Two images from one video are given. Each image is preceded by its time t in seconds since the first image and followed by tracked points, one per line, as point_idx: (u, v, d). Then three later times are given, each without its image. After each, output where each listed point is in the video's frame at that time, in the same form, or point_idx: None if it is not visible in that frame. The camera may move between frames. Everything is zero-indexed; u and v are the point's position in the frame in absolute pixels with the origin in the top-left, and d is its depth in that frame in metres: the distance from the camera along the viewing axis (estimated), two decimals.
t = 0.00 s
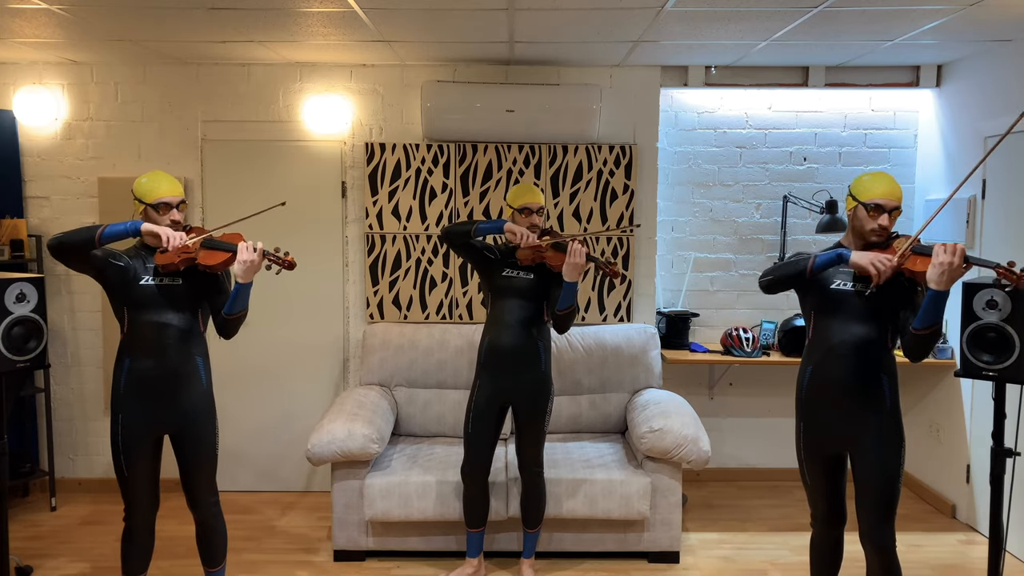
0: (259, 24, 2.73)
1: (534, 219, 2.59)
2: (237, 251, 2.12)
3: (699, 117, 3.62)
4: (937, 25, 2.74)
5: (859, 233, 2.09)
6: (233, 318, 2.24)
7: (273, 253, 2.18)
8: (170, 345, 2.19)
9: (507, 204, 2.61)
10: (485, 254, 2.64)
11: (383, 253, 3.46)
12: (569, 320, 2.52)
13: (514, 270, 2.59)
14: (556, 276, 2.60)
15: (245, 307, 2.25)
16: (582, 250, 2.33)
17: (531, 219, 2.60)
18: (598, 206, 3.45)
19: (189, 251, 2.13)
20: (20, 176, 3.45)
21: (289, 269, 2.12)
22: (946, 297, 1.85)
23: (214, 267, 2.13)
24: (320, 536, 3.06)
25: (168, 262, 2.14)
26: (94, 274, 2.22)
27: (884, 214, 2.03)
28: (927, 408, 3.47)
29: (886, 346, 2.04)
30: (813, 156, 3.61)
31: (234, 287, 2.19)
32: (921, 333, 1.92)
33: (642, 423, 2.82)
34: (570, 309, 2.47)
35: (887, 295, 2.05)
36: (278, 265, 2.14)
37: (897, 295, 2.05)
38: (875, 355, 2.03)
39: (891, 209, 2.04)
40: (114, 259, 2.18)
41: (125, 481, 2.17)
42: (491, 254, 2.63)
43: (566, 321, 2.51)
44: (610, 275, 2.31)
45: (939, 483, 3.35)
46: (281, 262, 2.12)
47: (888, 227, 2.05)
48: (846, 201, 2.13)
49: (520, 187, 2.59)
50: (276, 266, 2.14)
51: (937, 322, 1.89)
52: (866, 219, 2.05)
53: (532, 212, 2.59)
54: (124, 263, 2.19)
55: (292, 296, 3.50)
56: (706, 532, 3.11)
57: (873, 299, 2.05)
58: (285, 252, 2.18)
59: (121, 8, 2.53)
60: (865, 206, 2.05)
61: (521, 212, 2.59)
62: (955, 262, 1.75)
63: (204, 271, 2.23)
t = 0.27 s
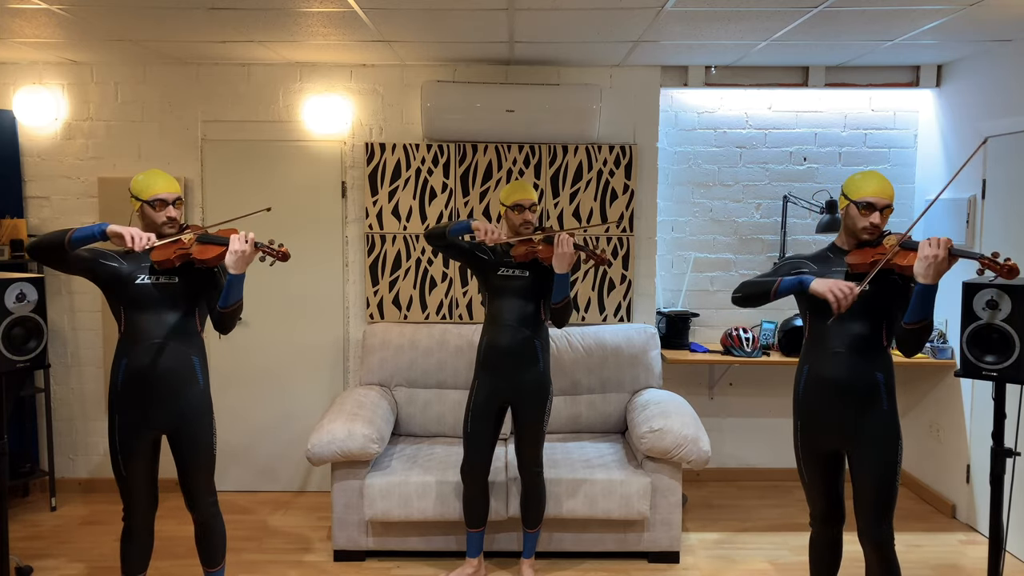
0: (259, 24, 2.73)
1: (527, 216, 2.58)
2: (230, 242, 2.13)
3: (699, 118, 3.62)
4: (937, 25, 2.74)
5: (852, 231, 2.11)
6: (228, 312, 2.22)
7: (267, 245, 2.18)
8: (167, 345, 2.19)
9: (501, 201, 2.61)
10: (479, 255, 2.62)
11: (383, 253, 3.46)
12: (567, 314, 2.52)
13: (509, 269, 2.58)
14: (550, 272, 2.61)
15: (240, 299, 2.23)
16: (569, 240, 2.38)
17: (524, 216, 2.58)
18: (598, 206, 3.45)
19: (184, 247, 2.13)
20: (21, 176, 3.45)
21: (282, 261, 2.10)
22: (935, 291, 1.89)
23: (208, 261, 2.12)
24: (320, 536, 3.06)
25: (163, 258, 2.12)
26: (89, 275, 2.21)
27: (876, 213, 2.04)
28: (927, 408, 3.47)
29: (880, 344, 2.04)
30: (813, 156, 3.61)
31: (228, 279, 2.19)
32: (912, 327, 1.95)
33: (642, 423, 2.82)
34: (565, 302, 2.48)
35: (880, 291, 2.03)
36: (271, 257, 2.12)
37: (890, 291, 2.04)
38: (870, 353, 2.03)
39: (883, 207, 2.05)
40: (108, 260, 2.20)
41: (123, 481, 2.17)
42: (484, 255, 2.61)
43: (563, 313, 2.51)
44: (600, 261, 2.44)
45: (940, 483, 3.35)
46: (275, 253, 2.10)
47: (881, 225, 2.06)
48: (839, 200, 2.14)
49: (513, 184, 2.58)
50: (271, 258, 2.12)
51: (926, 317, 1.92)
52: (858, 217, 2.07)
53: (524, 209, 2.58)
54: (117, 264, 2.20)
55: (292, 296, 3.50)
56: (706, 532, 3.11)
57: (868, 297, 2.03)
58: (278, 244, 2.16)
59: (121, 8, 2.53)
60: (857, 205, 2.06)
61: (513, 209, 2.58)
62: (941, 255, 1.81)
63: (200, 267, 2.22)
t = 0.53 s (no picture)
0: (260, 24, 2.73)
1: (521, 214, 2.58)
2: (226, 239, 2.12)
3: (699, 117, 3.62)
4: (938, 25, 2.74)
5: (842, 231, 2.12)
6: (225, 307, 2.23)
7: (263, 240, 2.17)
8: (167, 345, 2.19)
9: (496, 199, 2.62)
10: (473, 255, 2.62)
11: (383, 253, 3.46)
12: (560, 309, 2.51)
13: (505, 268, 2.58)
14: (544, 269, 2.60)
15: (237, 295, 2.23)
16: (559, 234, 2.34)
17: (518, 214, 2.58)
18: (598, 206, 3.45)
19: (182, 245, 2.13)
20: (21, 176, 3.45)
21: (279, 256, 2.09)
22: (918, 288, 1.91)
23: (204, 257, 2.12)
24: (320, 536, 3.06)
25: (163, 258, 2.13)
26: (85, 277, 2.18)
27: (865, 212, 2.05)
28: (927, 408, 3.48)
29: (877, 342, 2.04)
30: (813, 156, 3.61)
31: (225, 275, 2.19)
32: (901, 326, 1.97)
33: (642, 423, 2.82)
34: (558, 298, 2.47)
35: (872, 288, 2.03)
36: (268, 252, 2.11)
37: (882, 290, 2.04)
38: (866, 352, 2.03)
39: (872, 206, 2.06)
40: (104, 261, 2.17)
41: (124, 481, 2.18)
42: (478, 256, 2.62)
43: (557, 309, 2.51)
44: (586, 256, 2.30)
45: (940, 483, 3.35)
46: (271, 249, 2.10)
47: (870, 224, 2.07)
48: (830, 201, 2.15)
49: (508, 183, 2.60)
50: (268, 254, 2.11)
51: (913, 314, 1.93)
52: (848, 216, 2.08)
53: (519, 207, 2.58)
54: (116, 265, 2.18)
55: (292, 295, 3.50)
56: (706, 532, 3.11)
57: (860, 295, 2.04)
58: (275, 239, 2.16)
59: (121, 8, 2.53)
60: (847, 204, 2.07)
61: (508, 206, 2.58)
62: (921, 254, 1.81)
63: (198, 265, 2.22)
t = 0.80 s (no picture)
0: (260, 24, 2.73)
1: (517, 214, 2.58)
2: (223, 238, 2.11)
3: (699, 118, 3.62)
4: (938, 25, 2.74)
5: (836, 230, 2.12)
6: (222, 307, 2.22)
7: (259, 239, 2.16)
8: (169, 345, 2.19)
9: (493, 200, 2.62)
10: (469, 258, 2.64)
11: (383, 253, 3.46)
12: (554, 308, 2.48)
13: (504, 268, 2.58)
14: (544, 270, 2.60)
15: (235, 294, 2.22)
16: (549, 233, 2.33)
17: (514, 213, 2.58)
18: (599, 206, 3.45)
19: (182, 245, 2.14)
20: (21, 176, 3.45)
21: (274, 256, 2.07)
22: (905, 284, 1.89)
23: (202, 257, 2.12)
24: (320, 536, 3.06)
25: (163, 258, 2.14)
26: (86, 278, 2.19)
27: (857, 211, 2.05)
28: (927, 408, 3.48)
29: (875, 342, 2.04)
30: (813, 156, 3.61)
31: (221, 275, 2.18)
32: (891, 323, 1.95)
33: (641, 423, 2.82)
34: (550, 297, 2.44)
35: (867, 288, 2.03)
36: (263, 251, 2.10)
37: (877, 290, 2.03)
38: (864, 351, 2.03)
39: (865, 206, 2.06)
40: (107, 262, 2.19)
41: (124, 481, 2.17)
42: (475, 258, 2.64)
43: (551, 309, 2.47)
44: (576, 254, 2.30)
45: (940, 483, 3.35)
46: (266, 248, 2.08)
47: (863, 223, 2.07)
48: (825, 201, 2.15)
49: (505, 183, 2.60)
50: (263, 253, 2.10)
51: (902, 312, 1.92)
52: (840, 216, 2.08)
53: (515, 207, 2.58)
54: (118, 266, 2.20)
55: (293, 295, 3.50)
56: (706, 532, 3.11)
57: (856, 295, 2.04)
58: (271, 238, 2.15)
59: (121, 8, 2.53)
60: (839, 204, 2.07)
61: (504, 206, 2.58)
62: (904, 251, 1.81)
63: (198, 265, 2.22)
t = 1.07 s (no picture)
0: (260, 24, 2.73)
1: (518, 217, 2.58)
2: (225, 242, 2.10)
3: (699, 118, 3.62)
4: (938, 25, 2.74)
5: (838, 232, 2.12)
6: (224, 312, 2.22)
7: (260, 242, 2.16)
8: (173, 345, 2.19)
9: (493, 202, 2.62)
10: (471, 260, 2.60)
11: (383, 253, 3.46)
12: (553, 310, 2.48)
13: (505, 269, 2.58)
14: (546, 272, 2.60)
15: (235, 298, 2.23)
16: (546, 238, 2.32)
17: (515, 216, 2.58)
18: (599, 206, 3.45)
19: (185, 247, 2.14)
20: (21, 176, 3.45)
21: (275, 259, 2.09)
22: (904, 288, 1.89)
23: (206, 260, 2.13)
24: (320, 536, 3.06)
25: (167, 260, 2.14)
26: (91, 279, 2.18)
27: (858, 212, 2.05)
28: (927, 408, 3.48)
29: (875, 342, 2.04)
30: (813, 156, 3.61)
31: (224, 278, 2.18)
32: (891, 326, 1.95)
33: (641, 423, 2.82)
34: (549, 302, 2.44)
35: (868, 288, 2.03)
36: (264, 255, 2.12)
37: (877, 290, 2.03)
38: (864, 351, 2.03)
39: (867, 207, 2.05)
40: (113, 264, 2.18)
41: (127, 480, 2.17)
42: (477, 260, 2.61)
43: (550, 311, 2.47)
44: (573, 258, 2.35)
45: (940, 483, 3.35)
46: (267, 251, 2.10)
47: (865, 224, 2.06)
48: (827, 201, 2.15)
49: (506, 185, 2.59)
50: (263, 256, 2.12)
51: (902, 314, 1.91)
52: (842, 217, 2.08)
53: (515, 209, 2.58)
54: (124, 267, 2.20)
55: (293, 295, 3.50)
56: (706, 532, 3.11)
57: (855, 295, 2.04)
58: (271, 242, 2.16)
59: (121, 8, 2.53)
60: (840, 205, 2.07)
61: (505, 209, 2.58)
62: (903, 256, 1.80)
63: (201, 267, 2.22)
